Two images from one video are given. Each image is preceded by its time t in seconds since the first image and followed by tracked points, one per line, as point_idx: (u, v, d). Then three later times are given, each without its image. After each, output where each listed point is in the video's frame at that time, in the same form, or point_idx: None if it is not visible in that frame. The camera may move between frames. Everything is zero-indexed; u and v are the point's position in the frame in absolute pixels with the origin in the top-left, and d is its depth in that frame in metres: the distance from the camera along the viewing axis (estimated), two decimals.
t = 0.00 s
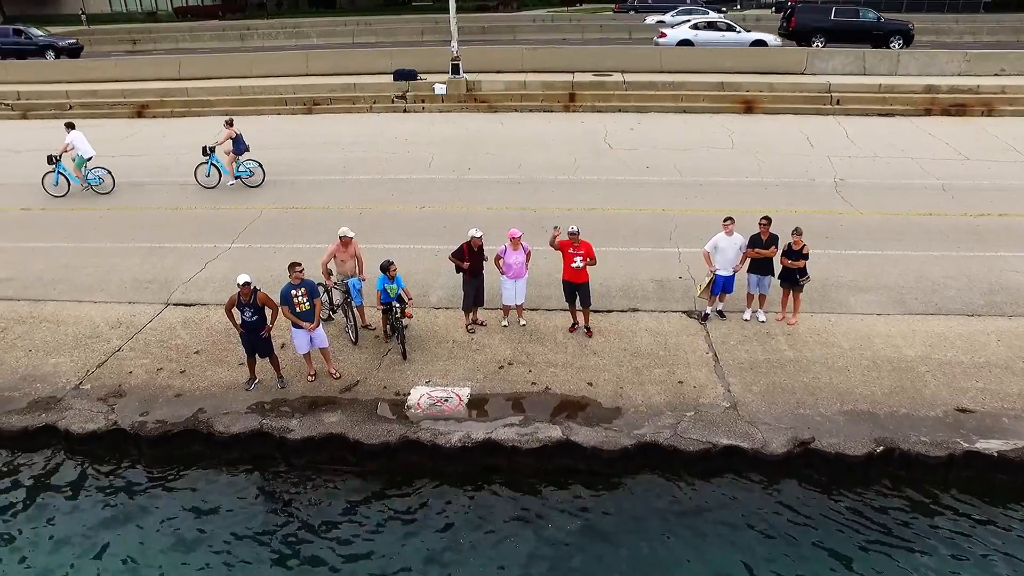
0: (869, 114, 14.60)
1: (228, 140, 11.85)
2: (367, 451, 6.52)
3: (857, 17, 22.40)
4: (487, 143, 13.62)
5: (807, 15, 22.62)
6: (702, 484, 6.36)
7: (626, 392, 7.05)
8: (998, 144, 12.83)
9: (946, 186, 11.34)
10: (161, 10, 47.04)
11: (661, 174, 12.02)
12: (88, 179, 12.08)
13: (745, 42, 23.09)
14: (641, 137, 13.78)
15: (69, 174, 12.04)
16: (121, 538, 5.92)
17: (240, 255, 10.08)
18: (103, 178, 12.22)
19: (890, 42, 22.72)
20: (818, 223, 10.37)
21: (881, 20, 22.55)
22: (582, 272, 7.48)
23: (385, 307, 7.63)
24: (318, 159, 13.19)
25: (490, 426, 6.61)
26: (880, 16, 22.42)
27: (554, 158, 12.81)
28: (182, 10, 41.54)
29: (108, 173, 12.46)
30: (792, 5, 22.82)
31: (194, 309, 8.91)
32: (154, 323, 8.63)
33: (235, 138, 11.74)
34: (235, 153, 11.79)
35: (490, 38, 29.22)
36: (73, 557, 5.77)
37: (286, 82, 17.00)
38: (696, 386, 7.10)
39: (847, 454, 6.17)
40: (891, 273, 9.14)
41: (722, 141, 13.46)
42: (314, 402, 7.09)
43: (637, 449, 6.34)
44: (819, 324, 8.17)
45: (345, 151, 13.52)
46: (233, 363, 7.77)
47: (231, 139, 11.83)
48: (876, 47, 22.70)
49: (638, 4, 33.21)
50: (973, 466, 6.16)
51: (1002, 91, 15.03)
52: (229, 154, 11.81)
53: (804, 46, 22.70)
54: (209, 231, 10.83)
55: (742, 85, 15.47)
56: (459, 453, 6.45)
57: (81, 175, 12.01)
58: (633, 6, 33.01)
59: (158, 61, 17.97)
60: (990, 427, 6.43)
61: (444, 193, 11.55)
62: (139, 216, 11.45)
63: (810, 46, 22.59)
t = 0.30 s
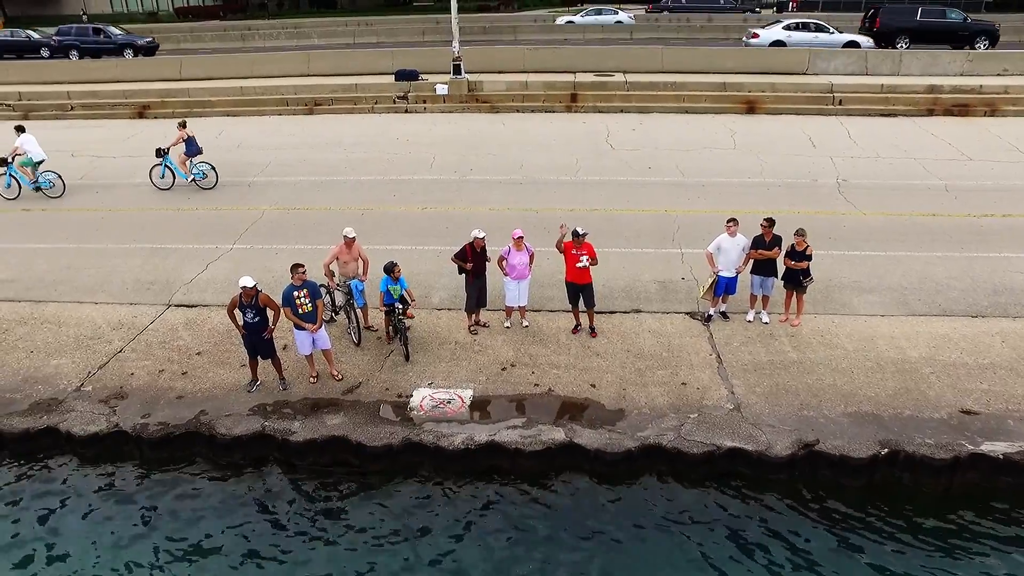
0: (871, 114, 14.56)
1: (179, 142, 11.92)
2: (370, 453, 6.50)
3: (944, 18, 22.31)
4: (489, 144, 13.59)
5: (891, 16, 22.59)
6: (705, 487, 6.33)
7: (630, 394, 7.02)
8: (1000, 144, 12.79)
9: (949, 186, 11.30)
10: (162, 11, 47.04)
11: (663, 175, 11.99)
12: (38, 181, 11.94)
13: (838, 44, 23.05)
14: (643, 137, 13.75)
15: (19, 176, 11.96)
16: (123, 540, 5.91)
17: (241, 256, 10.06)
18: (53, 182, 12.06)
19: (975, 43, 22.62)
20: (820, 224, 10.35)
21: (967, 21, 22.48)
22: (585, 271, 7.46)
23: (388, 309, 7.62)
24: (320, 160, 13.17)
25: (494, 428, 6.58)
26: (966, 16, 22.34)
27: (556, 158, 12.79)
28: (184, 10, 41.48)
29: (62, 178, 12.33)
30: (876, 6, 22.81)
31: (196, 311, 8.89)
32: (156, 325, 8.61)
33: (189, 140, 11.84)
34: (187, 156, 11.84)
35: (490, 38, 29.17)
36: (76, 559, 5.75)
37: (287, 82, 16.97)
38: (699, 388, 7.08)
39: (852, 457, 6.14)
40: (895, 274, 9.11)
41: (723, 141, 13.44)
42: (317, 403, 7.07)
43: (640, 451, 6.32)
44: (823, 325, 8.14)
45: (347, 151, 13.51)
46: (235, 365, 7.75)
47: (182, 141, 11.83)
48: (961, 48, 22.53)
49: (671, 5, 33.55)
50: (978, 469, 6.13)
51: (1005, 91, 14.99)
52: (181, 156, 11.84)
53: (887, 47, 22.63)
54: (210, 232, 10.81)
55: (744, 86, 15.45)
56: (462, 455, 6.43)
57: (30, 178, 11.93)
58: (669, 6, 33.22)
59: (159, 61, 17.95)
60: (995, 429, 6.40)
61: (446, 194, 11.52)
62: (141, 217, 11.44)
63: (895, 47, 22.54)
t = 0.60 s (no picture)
0: (873, 115, 14.52)
1: (132, 144, 12.09)
2: (370, 457, 6.47)
3: None
4: (489, 144, 13.57)
5: (975, 17, 22.47)
6: (707, 490, 6.31)
7: (631, 397, 7.00)
8: (1002, 145, 12.75)
9: (950, 187, 11.27)
10: (162, 12, 47.02)
11: (664, 176, 11.96)
12: None
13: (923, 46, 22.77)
14: (644, 138, 13.73)
15: None
16: (122, 544, 5.88)
17: (241, 258, 10.04)
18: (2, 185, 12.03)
19: None
20: (822, 225, 10.31)
21: None
22: (587, 273, 7.43)
23: (388, 311, 7.59)
24: (320, 161, 13.15)
25: (494, 432, 6.56)
26: None
27: (557, 160, 12.76)
28: (185, 10, 41.42)
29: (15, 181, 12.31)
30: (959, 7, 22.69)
31: (196, 313, 8.87)
32: (156, 327, 8.59)
33: (140, 142, 11.93)
34: (138, 157, 11.93)
35: (490, 38, 29.10)
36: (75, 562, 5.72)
37: (287, 83, 16.94)
38: (701, 390, 7.05)
39: (854, 460, 6.11)
40: (896, 276, 9.08)
41: (724, 142, 13.41)
42: (316, 407, 7.04)
43: (642, 454, 6.29)
44: (825, 327, 8.11)
45: (347, 152, 13.49)
46: (234, 368, 7.73)
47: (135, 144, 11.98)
48: None
49: (705, 5, 33.78)
50: (981, 472, 6.10)
51: (1006, 92, 14.94)
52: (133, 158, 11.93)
53: (970, 48, 22.48)
54: (210, 234, 10.79)
55: (746, 87, 15.41)
56: (463, 458, 6.40)
57: None
58: (701, 6, 33.67)
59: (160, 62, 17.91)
60: (998, 432, 6.37)
61: (447, 196, 11.49)
62: (141, 218, 11.42)
63: (978, 48, 22.42)
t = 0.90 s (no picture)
0: (873, 116, 14.50)
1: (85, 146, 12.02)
2: (369, 458, 6.47)
3: None
4: (490, 145, 13.57)
5: None
6: (707, 492, 6.30)
7: (631, 399, 6.99)
8: (1003, 146, 12.73)
9: (951, 188, 11.26)
10: (162, 13, 47.01)
11: (665, 177, 11.94)
12: None
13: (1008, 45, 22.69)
14: (644, 139, 13.71)
15: None
16: (121, 547, 5.88)
17: (242, 259, 10.04)
18: None
19: None
20: (822, 226, 10.31)
21: None
22: (589, 278, 7.38)
23: (388, 313, 7.59)
24: (320, 162, 13.14)
25: (494, 433, 6.56)
26: None
27: (557, 161, 12.74)
28: (184, 11, 41.58)
29: None
30: None
31: (196, 314, 8.87)
32: (156, 329, 8.59)
33: (93, 146, 11.88)
34: (91, 161, 11.92)
35: (490, 39, 29.05)
36: (75, 565, 5.73)
37: (288, 84, 16.93)
38: (701, 392, 7.04)
39: (855, 462, 6.10)
40: (897, 276, 9.08)
41: (725, 143, 13.40)
42: (316, 408, 7.03)
43: (641, 456, 6.28)
44: (825, 329, 8.10)
45: (347, 153, 13.49)
46: (234, 369, 7.73)
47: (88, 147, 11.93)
48: None
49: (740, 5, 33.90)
50: (982, 473, 6.09)
51: (1006, 92, 14.91)
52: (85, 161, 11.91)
53: None
54: (210, 235, 10.78)
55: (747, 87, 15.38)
56: (462, 460, 6.40)
57: None
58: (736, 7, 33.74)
59: (160, 63, 17.91)
60: (999, 433, 6.36)
61: (447, 197, 11.48)
62: (141, 219, 11.43)
63: None
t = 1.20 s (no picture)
0: (874, 117, 14.51)
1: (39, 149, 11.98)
2: (370, 460, 6.48)
3: None
4: (490, 147, 13.57)
5: None
6: (706, 494, 6.30)
7: (631, 400, 7.00)
8: (1003, 147, 12.72)
9: (951, 189, 11.25)
10: (164, 14, 47.06)
11: (665, 178, 11.95)
12: None
13: None
14: (645, 140, 13.72)
15: None
16: (122, 548, 5.91)
17: (242, 260, 10.06)
18: None
19: None
20: (823, 227, 10.30)
21: None
22: (596, 281, 7.37)
23: (389, 314, 7.61)
24: (321, 163, 13.16)
25: (494, 435, 6.57)
26: None
27: (557, 162, 12.75)
28: (185, 13, 41.75)
29: None
30: None
31: (197, 316, 8.89)
32: (157, 330, 8.61)
33: (47, 149, 11.85)
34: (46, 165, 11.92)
35: (492, 40, 29.04)
36: (77, 566, 5.76)
37: (289, 85, 16.94)
38: (701, 394, 7.04)
39: (855, 464, 6.10)
40: (897, 278, 9.08)
41: (726, 144, 13.39)
42: (316, 410, 7.05)
43: (641, 458, 6.28)
44: (825, 330, 8.10)
45: (348, 154, 13.51)
46: (235, 370, 7.75)
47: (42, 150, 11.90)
48: None
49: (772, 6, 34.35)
50: (981, 475, 6.09)
51: (1007, 94, 14.90)
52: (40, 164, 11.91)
53: None
54: (211, 237, 10.81)
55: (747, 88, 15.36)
56: (462, 461, 6.41)
57: None
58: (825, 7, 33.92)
59: (161, 64, 17.92)
60: (999, 435, 6.36)
61: (447, 198, 11.49)
62: (142, 221, 11.45)
63: None
